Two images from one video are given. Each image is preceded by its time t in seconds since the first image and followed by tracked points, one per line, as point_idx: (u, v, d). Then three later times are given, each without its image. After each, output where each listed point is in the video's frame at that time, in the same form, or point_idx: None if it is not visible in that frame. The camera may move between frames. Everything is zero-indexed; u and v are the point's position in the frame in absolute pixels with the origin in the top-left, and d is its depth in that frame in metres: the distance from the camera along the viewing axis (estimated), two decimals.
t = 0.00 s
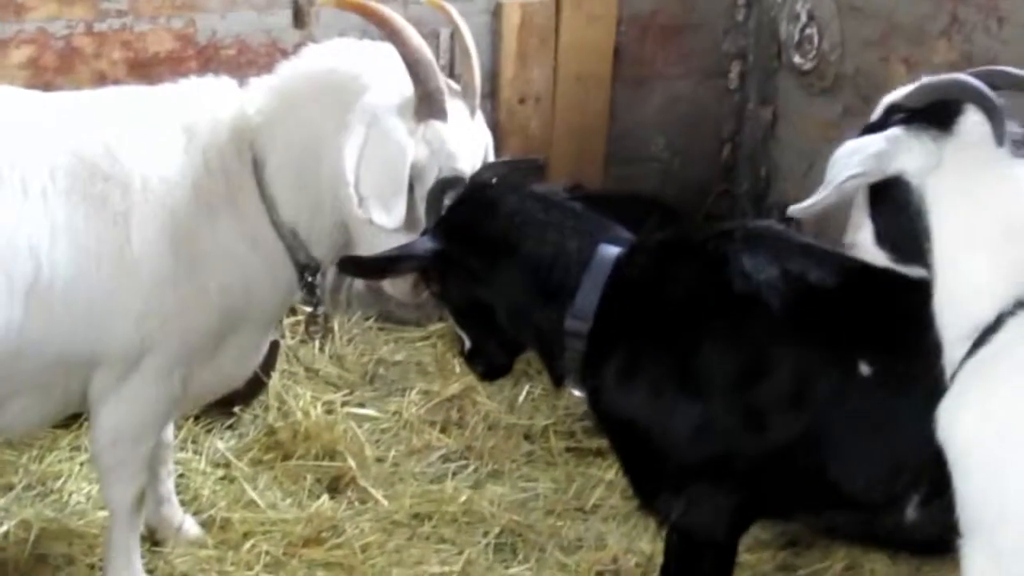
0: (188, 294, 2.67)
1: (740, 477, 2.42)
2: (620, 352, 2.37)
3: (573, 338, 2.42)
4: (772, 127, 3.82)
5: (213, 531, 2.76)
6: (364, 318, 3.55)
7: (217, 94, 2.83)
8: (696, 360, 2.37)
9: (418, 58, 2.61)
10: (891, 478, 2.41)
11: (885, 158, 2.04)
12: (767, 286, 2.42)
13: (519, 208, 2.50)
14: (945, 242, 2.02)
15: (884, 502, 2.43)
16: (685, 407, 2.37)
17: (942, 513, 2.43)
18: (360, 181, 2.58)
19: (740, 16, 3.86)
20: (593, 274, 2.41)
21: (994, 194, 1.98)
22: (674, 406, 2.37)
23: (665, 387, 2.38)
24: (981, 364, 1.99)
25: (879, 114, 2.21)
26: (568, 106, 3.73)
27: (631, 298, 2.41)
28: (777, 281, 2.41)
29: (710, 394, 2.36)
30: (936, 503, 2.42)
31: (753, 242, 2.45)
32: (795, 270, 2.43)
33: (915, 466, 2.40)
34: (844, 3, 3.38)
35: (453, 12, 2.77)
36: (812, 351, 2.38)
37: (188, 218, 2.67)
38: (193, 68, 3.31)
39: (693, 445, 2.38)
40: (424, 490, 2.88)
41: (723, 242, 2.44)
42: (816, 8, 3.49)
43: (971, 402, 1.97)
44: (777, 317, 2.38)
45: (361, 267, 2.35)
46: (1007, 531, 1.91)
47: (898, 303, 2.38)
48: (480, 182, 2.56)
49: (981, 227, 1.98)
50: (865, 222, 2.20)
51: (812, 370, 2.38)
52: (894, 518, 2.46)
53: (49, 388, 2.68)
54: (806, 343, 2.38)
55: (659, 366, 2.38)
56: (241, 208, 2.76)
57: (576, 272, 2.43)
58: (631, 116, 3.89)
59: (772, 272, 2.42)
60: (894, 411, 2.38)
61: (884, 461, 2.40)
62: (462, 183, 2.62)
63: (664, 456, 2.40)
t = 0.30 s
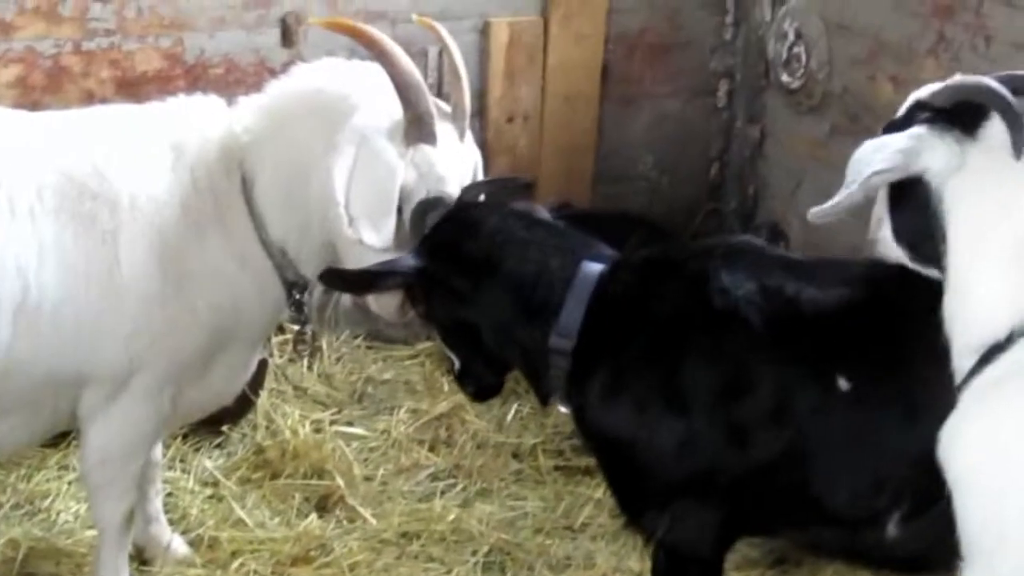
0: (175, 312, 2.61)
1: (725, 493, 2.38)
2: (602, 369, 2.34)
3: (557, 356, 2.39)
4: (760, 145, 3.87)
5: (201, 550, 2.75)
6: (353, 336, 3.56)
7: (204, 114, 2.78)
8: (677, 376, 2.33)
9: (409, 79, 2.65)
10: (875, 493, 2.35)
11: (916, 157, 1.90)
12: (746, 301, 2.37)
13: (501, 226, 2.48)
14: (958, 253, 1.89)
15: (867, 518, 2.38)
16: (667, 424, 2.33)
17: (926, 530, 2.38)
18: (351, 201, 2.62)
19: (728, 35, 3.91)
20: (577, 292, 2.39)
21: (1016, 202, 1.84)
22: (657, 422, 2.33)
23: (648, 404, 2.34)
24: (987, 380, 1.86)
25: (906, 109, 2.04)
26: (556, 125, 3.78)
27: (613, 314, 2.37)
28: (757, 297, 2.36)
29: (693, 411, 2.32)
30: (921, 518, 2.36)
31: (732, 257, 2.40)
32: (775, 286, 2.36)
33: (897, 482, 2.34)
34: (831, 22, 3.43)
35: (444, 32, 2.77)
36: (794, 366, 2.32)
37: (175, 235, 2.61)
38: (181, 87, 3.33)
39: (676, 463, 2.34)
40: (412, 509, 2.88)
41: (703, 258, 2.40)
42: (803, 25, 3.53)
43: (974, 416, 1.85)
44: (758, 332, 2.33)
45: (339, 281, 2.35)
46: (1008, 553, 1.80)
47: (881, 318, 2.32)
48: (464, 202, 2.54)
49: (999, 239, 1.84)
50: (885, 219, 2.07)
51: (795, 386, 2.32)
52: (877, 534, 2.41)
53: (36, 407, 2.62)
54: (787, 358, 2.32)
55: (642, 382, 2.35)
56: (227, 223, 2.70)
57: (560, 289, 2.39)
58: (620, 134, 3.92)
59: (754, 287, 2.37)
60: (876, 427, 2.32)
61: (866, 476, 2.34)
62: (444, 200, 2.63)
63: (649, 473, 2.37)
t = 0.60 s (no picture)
0: (166, 327, 2.54)
1: (708, 504, 2.37)
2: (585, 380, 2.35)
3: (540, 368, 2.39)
4: (749, 160, 3.89)
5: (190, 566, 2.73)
6: (343, 352, 3.58)
7: (193, 128, 2.72)
8: (659, 386, 2.33)
9: (405, 104, 2.61)
10: (855, 505, 2.35)
11: (847, 224, 2.00)
12: (727, 313, 2.36)
13: (485, 241, 2.47)
14: (928, 292, 1.91)
15: (847, 531, 2.38)
16: (649, 436, 2.32)
17: (906, 545, 2.37)
18: (343, 218, 2.58)
19: (718, 50, 3.92)
20: (561, 303, 2.39)
21: (969, 233, 1.86)
22: (639, 435, 2.33)
23: (630, 417, 2.34)
24: (982, 406, 1.81)
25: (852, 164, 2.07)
26: (546, 141, 3.80)
27: (597, 325, 2.37)
28: (740, 310, 2.36)
29: (675, 423, 2.31)
30: (900, 532, 2.36)
31: (714, 270, 2.42)
32: (755, 298, 2.39)
33: (877, 495, 2.34)
34: (821, 38, 3.47)
35: (435, 48, 2.75)
36: (776, 378, 2.32)
37: (167, 249, 2.55)
38: (170, 103, 3.35)
39: (658, 475, 2.34)
40: (402, 524, 2.87)
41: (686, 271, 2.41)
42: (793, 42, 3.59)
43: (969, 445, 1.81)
44: (741, 345, 2.32)
45: (322, 290, 2.34)
46: None
47: (860, 331, 2.35)
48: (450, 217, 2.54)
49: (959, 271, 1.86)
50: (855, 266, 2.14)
51: (777, 395, 2.31)
52: (857, 547, 2.41)
53: (23, 423, 2.52)
54: (768, 370, 2.32)
55: (625, 392, 2.34)
56: (217, 237, 2.65)
57: (543, 302, 2.40)
58: (610, 149, 3.94)
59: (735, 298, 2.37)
60: (856, 440, 2.32)
61: (846, 487, 2.33)
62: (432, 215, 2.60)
63: (631, 483, 2.37)
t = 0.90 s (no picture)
0: (161, 340, 2.45)
1: (695, 514, 2.38)
2: (568, 391, 2.36)
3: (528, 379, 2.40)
4: (742, 173, 3.91)
5: None
6: (336, 365, 3.59)
7: (186, 139, 2.63)
8: (641, 396, 2.33)
9: (403, 115, 2.57)
10: (837, 510, 2.36)
11: (817, 279, 1.94)
12: (703, 320, 2.36)
13: (472, 255, 2.46)
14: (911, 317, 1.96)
15: (829, 535, 2.40)
16: (632, 446, 2.33)
17: (888, 547, 2.37)
18: (345, 231, 2.51)
19: (710, 64, 3.93)
20: (545, 317, 2.39)
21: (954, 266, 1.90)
22: (621, 445, 2.34)
23: (612, 427, 2.34)
24: (971, 418, 1.89)
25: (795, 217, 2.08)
26: (538, 154, 3.81)
27: (579, 335, 2.38)
28: (715, 318, 2.35)
29: (656, 432, 2.32)
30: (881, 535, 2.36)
31: (693, 278, 2.39)
32: (731, 304, 2.36)
33: (859, 500, 2.34)
34: (813, 51, 3.49)
35: (426, 58, 2.72)
36: (755, 386, 2.34)
37: (161, 261, 2.46)
38: (163, 116, 3.35)
39: (641, 485, 2.35)
40: (395, 538, 2.88)
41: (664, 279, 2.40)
42: (785, 55, 3.61)
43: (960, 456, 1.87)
44: (717, 352, 2.34)
45: (312, 309, 2.36)
46: None
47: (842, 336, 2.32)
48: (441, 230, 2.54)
49: (944, 294, 1.91)
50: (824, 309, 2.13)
51: (756, 404, 2.34)
52: (840, 551, 2.42)
53: (17, 441, 2.44)
54: (744, 377, 2.34)
55: (607, 402, 2.35)
56: (211, 246, 2.55)
57: (528, 314, 2.40)
58: (602, 162, 3.94)
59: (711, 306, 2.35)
60: (833, 444, 2.33)
61: (827, 493, 2.35)
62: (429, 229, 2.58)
63: (616, 493, 2.38)
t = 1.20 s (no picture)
0: (156, 352, 2.44)
1: (688, 523, 2.38)
2: (558, 401, 2.35)
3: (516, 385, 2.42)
4: (738, 184, 3.92)
5: None
6: (332, 376, 3.60)
7: (182, 151, 2.62)
8: (632, 405, 2.32)
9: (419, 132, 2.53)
10: (824, 518, 2.31)
11: (745, 319, 1.97)
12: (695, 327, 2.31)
13: (464, 268, 2.49)
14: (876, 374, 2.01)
15: (817, 544, 2.33)
16: (622, 457, 2.33)
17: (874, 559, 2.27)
18: (350, 246, 2.49)
19: (706, 74, 3.94)
20: (533, 322, 2.41)
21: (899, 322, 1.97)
22: (612, 455, 2.34)
23: (602, 437, 2.34)
24: (951, 430, 1.89)
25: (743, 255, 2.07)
26: (534, 164, 3.81)
27: (569, 343, 2.38)
28: (702, 325, 2.31)
29: (645, 442, 2.32)
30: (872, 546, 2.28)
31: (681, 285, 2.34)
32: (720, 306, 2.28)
33: (846, 506, 2.29)
34: (810, 61, 3.50)
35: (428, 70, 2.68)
36: (743, 395, 2.33)
37: (157, 272, 2.45)
38: (159, 127, 3.35)
39: (632, 494, 2.35)
40: (392, 548, 2.88)
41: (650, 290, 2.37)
42: (781, 65, 3.61)
43: (941, 467, 1.87)
44: (703, 360, 2.30)
45: (315, 325, 2.50)
46: None
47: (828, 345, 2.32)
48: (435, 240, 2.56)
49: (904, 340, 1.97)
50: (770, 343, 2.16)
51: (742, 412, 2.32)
52: (830, 562, 2.35)
53: (13, 454, 2.44)
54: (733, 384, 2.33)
55: (597, 412, 2.34)
56: (206, 257, 2.54)
57: (515, 322, 2.42)
58: (599, 172, 3.95)
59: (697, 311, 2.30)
60: (821, 452, 2.29)
61: (813, 501, 2.30)
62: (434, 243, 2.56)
63: (608, 502, 2.38)
